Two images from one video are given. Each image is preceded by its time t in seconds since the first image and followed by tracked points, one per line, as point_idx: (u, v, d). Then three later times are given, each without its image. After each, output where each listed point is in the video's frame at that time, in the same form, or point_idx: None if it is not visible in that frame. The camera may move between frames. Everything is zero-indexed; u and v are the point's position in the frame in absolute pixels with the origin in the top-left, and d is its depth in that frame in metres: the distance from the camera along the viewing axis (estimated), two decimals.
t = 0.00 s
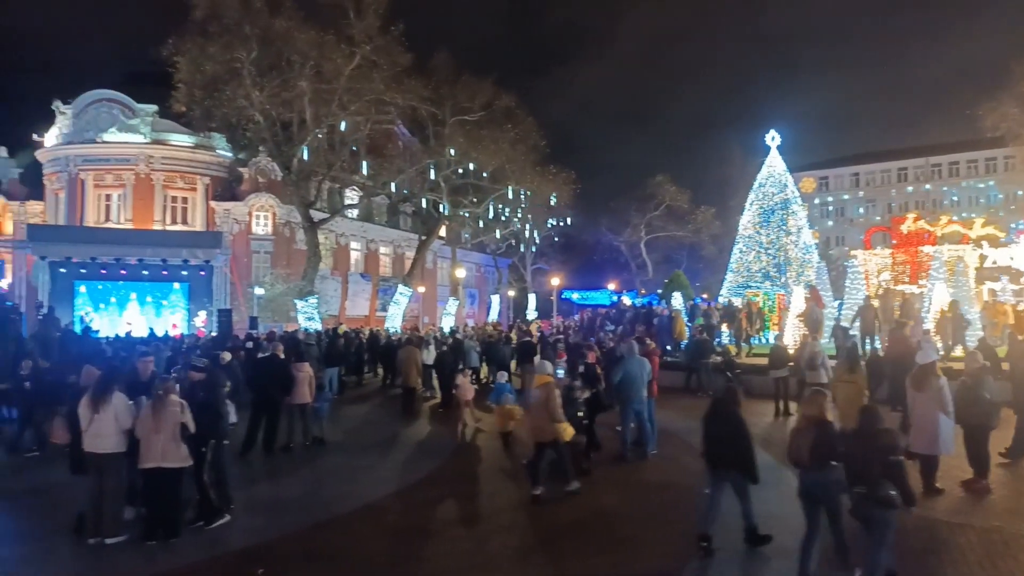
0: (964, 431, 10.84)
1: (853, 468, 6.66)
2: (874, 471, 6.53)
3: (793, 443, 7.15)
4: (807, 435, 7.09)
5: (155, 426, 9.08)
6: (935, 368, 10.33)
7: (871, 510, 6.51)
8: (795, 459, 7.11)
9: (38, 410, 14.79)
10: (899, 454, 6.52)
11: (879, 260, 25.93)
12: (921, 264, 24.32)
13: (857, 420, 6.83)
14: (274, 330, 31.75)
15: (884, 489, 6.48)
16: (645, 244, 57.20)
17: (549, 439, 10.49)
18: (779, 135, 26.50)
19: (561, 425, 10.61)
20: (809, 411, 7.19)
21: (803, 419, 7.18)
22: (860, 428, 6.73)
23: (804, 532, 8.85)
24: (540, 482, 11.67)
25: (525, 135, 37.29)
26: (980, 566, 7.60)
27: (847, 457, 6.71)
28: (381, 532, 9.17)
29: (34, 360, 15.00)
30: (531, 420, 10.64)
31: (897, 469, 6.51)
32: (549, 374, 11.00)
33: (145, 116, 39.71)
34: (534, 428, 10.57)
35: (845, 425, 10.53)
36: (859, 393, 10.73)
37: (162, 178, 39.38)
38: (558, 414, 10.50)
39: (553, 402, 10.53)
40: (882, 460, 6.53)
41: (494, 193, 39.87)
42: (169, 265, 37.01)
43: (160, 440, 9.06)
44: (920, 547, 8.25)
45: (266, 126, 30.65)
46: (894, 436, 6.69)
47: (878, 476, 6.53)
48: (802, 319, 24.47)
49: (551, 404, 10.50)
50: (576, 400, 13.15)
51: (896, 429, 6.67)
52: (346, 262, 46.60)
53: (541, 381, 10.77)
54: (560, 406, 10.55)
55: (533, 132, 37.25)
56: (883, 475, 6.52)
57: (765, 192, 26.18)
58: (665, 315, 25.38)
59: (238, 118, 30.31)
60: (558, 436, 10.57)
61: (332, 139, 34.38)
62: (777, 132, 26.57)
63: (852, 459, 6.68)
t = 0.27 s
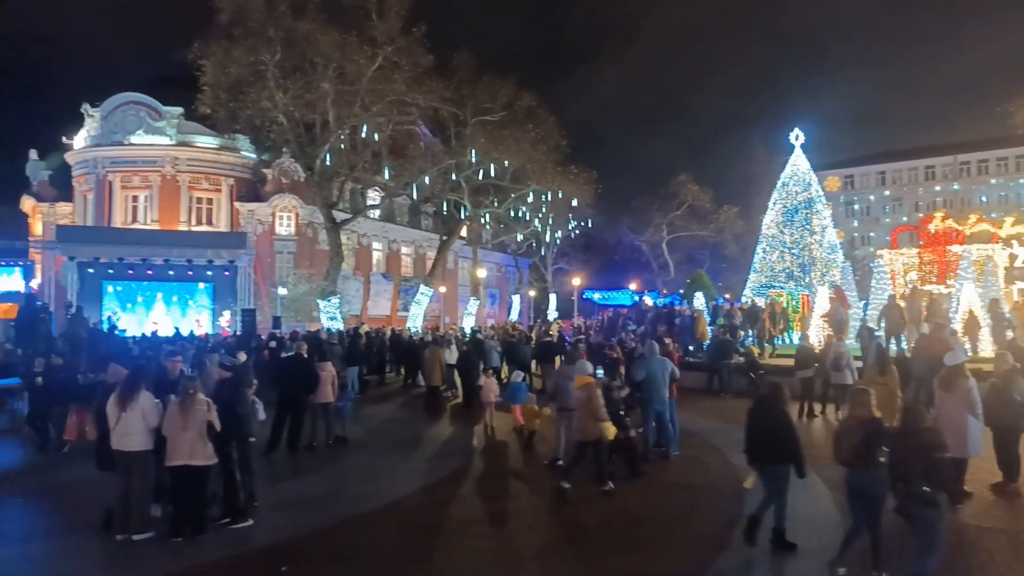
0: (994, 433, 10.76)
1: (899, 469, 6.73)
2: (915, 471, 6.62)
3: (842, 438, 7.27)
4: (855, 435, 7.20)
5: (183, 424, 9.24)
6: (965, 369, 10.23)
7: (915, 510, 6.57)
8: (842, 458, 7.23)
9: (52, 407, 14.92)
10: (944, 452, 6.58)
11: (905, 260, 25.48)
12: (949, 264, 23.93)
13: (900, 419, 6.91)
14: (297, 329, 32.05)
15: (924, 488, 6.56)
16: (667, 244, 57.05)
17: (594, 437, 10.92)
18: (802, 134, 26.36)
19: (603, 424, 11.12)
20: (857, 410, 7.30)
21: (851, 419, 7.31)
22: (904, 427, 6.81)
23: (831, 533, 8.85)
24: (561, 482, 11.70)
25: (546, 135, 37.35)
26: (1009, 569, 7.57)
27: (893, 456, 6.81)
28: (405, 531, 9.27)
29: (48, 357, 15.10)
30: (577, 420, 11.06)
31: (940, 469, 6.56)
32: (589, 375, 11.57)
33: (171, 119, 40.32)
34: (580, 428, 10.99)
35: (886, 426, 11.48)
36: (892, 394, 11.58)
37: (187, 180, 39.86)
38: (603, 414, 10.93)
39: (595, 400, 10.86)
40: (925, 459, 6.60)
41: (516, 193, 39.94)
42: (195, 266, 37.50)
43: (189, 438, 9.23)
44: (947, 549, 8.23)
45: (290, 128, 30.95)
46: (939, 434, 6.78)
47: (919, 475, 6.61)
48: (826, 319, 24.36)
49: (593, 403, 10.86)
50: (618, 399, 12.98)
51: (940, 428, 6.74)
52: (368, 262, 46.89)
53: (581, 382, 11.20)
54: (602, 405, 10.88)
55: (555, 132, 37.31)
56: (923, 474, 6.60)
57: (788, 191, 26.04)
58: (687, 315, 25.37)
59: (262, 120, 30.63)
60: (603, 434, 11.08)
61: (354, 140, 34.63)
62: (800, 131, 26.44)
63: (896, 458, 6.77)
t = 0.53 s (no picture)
0: None
1: (949, 467, 6.84)
2: (964, 470, 6.72)
3: (890, 439, 7.42)
4: (906, 434, 7.33)
5: (211, 426, 9.44)
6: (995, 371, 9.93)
7: (969, 507, 6.72)
8: (892, 458, 7.36)
9: (64, 414, 14.79)
10: (992, 452, 6.69)
11: (935, 260, 24.92)
12: (979, 264, 23.86)
13: (949, 418, 7.03)
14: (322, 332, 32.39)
15: (974, 488, 6.68)
16: (690, 245, 56.92)
17: (635, 435, 11.31)
18: (827, 133, 26.23)
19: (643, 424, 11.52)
20: (902, 411, 7.48)
21: (898, 419, 7.46)
22: (953, 426, 6.93)
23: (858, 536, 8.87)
24: (583, 484, 11.79)
25: (568, 137, 37.46)
26: None
27: (940, 457, 6.95)
28: (430, 532, 9.41)
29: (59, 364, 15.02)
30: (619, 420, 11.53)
31: (990, 469, 6.65)
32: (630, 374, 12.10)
33: (198, 125, 40.88)
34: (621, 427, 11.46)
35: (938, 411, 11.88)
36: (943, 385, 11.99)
37: (214, 185, 40.40)
38: (643, 413, 11.39)
39: (633, 398, 11.46)
40: (975, 458, 6.70)
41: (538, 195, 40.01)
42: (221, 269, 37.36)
43: (217, 439, 9.43)
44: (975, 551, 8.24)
45: (314, 133, 31.29)
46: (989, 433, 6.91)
47: (968, 475, 6.71)
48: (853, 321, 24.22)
49: (636, 402, 11.42)
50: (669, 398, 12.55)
51: (989, 428, 6.85)
52: (391, 265, 47.19)
53: (622, 383, 11.82)
54: (643, 404, 11.44)
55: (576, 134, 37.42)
56: (972, 474, 6.70)
57: (813, 191, 25.93)
58: (711, 316, 25.35)
59: (286, 125, 30.98)
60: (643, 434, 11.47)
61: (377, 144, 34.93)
62: (825, 131, 26.33)
63: (943, 458, 6.90)
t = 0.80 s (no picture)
0: None
1: (987, 465, 6.95)
2: (1005, 471, 6.82)
3: (929, 439, 7.62)
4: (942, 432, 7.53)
5: (233, 423, 9.59)
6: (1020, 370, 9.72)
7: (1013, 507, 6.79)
8: (931, 458, 7.56)
9: (71, 411, 14.97)
10: None
11: (958, 258, 24.74)
12: (1003, 263, 23.70)
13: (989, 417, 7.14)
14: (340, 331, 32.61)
15: (1016, 487, 6.77)
16: (709, 244, 56.74)
17: (666, 437, 11.15)
18: (848, 131, 26.08)
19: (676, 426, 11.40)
20: (940, 411, 7.63)
21: (934, 419, 7.63)
22: (994, 425, 7.05)
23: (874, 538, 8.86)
24: (599, 484, 11.85)
25: (585, 136, 37.48)
26: None
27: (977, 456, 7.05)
28: (447, 531, 9.49)
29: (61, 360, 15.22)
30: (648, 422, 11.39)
31: None
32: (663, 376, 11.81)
33: (219, 125, 41.18)
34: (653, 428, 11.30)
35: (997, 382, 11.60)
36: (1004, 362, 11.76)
37: (234, 185, 40.76)
38: (677, 415, 11.24)
39: (667, 400, 11.28)
40: (1013, 461, 6.78)
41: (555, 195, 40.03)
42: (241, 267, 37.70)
43: (238, 436, 9.58)
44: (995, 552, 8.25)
45: (332, 133, 31.48)
46: None
47: (1010, 476, 6.80)
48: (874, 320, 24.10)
49: (669, 404, 11.26)
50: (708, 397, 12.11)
51: None
52: (409, 264, 47.39)
53: (657, 384, 11.60)
54: (676, 405, 11.24)
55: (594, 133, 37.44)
56: (1014, 476, 6.78)
57: (834, 188, 25.83)
58: (731, 316, 25.07)
59: (305, 125, 31.20)
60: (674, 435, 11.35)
61: (395, 144, 35.11)
62: (846, 128, 26.17)
63: (982, 456, 7.00)
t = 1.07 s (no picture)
0: None
1: None
2: None
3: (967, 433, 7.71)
4: (982, 428, 7.63)
5: (250, 422, 9.68)
6: None
7: None
8: (968, 450, 7.64)
9: (83, 410, 15.16)
10: None
11: (982, 259, 24.70)
12: None
13: None
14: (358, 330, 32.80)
15: None
16: (727, 245, 56.50)
17: (705, 435, 11.62)
18: (870, 130, 25.86)
19: (714, 425, 11.80)
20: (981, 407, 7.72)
21: (975, 413, 7.74)
22: None
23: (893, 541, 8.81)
24: (617, 485, 11.85)
25: (603, 136, 37.47)
26: None
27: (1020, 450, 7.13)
28: (466, 531, 9.55)
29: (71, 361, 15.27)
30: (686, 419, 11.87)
31: None
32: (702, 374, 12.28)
33: (239, 127, 41.56)
34: (690, 425, 11.79)
35: None
36: None
37: (254, 186, 41.10)
38: (713, 413, 11.66)
39: (705, 398, 11.73)
40: None
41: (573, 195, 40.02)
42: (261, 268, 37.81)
43: (255, 435, 9.66)
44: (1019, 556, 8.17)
45: (351, 134, 31.66)
46: None
47: None
48: (897, 321, 23.88)
49: (705, 401, 11.68)
50: (748, 399, 12.13)
51: None
52: (426, 264, 47.55)
53: (693, 382, 12.00)
54: (713, 403, 11.70)
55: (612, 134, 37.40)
56: None
57: (856, 188, 25.57)
58: (750, 317, 24.93)
59: (324, 126, 31.36)
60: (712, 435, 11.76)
61: (413, 145, 35.24)
62: (868, 127, 25.96)
63: None
